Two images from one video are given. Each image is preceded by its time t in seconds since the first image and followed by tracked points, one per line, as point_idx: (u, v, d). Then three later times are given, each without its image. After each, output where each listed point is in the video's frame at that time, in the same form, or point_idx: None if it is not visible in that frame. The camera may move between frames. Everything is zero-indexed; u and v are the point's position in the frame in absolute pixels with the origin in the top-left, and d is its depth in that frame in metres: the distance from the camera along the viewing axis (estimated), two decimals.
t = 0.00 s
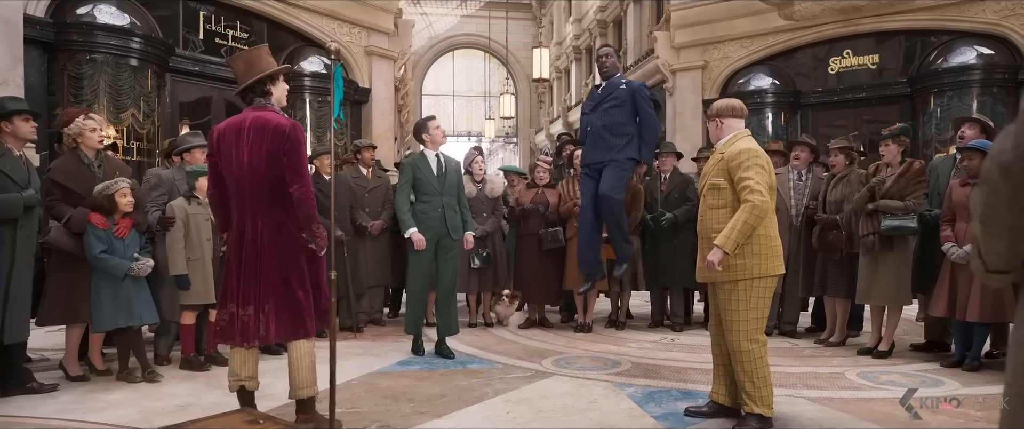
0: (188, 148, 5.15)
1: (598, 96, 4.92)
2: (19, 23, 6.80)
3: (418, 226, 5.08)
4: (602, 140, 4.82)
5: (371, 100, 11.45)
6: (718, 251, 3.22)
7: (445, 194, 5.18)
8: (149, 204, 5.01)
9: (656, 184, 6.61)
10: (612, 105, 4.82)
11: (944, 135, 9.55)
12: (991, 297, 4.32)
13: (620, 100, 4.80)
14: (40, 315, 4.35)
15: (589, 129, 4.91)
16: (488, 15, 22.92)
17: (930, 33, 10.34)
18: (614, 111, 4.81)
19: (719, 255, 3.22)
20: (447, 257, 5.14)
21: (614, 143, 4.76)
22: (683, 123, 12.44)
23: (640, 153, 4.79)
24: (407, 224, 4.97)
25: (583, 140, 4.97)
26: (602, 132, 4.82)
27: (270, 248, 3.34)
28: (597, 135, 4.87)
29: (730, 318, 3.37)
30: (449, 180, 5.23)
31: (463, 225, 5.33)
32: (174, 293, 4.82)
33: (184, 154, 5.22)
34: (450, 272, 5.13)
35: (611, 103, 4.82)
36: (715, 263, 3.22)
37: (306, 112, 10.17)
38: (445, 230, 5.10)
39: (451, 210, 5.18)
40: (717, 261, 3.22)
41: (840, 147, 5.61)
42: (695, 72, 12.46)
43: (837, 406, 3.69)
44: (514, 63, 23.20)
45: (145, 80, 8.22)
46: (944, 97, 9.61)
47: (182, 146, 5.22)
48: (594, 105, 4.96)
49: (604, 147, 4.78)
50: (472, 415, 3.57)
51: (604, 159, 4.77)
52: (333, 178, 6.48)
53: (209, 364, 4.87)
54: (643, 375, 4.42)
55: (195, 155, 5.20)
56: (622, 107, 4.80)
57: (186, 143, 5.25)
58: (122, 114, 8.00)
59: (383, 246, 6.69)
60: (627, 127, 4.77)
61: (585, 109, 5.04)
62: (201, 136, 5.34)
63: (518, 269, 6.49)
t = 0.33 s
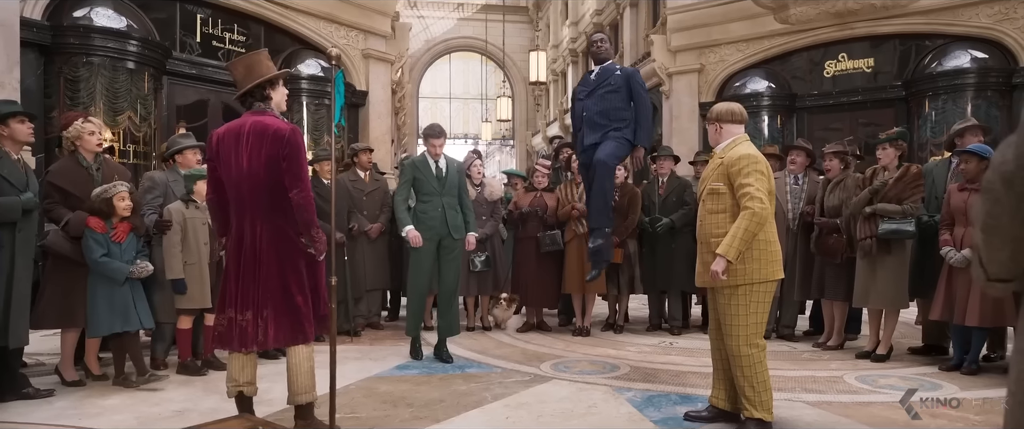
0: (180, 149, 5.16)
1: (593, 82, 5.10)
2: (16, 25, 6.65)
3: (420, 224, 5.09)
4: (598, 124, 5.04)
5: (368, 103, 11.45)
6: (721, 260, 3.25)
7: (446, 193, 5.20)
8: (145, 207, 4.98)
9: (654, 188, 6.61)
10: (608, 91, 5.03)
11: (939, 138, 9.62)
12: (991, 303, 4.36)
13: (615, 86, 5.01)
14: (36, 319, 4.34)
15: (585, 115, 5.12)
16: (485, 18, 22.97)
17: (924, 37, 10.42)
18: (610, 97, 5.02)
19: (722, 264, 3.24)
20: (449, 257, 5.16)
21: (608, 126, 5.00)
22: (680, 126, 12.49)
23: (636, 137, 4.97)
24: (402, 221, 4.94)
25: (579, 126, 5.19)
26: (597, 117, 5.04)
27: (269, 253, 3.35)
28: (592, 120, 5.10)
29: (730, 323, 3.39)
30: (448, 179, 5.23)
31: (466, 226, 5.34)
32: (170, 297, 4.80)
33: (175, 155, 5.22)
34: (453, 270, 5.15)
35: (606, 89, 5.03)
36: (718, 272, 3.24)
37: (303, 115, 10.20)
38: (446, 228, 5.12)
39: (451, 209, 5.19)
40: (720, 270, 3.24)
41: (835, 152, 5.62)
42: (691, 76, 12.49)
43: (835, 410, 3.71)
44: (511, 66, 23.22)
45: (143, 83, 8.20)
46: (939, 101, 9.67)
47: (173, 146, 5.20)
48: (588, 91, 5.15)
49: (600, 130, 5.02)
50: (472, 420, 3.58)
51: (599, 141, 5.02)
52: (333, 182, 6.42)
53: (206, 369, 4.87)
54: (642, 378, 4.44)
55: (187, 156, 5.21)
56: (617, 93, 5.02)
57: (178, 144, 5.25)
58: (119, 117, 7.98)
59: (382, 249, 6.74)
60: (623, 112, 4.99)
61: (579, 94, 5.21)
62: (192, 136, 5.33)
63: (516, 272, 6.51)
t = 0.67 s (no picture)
0: (169, 154, 5.09)
1: (589, 69, 5.15)
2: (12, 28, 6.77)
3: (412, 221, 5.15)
4: (594, 112, 5.07)
5: (365, 108, 11.45)
6: (718, 267, 3.28)
7: (443, 189, 5.24)
8: (140, 212, 4.87)
9: (651, 193, 6.61)
10: (603, 78, 5.08)
11: (934, 144, 9.66)
12: (989, 310, 4.38)
13: (611, 72, 5.06)
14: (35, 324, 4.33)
15: (579, 102, 5.15)
16: (482, 23, 23.00)
17: (919, 43, 10.49)
18: (605, 84, 5.07)
19: (719, 271, 3.27)
20: (449, 253, 5.20)
21: (608, 114, 5.02)
22: (677, 132, 12.53)
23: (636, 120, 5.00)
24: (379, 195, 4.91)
25: (573, 112, 5.19)
26: (594, 104, 5.07)
27: (268, 260, 3.35)
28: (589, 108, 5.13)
29: (729, 329, 3.40)
30: (445, 175, 5.23)
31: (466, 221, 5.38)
32: (167, 303, 4.77)
33: (166, 160, 5.16)
34: (455, 264, 5.19)
35: (601, 75, 5.08)
36: (716, 279, 3.27)
37: (300, 120, 10.20)
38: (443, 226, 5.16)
39: (447, 207, 5.24)
40: (718, 277, 3.27)
41: (831, 158, 5.68)
42: (688, 81, 12.53)
43: (834, 416, 3.72)
44: (508, 71, 23.28)
45: (139, 88, 8.17)
46: (934, 106, 9.71)
47: (162, 151, 5.12)
48: (584, 77, 5.19)
49: (599, 120, 5.04)
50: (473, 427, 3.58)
51: (601, 130, 5.04)
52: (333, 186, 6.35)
53: (203, 375, 4.85)
54: (641, 385, 4.44)
55: (176, 161, 5.14)
56: (612, 79, 5.06)
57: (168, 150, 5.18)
58: (115, 122, 7.96)
59: (380, 254, 6.71)
60: (617, 99, 5.02)
61: (575, 80, 5.24)
62: (181, 140, 5.24)
63: (513, 277, 6.49)
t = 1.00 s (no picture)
0: (159, 161, 5.05)
1: (584, 57, 5.17)
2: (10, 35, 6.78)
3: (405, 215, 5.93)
4: (588, 100, 5.12)
5: (362, 116, 11.44)
6: (718, 276, 3.29)
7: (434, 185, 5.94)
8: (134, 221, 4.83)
9: (649, 201, 6.62)
10: (598, 67, 5.13)
11: (929, 152, 9.71)
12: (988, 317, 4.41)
13: (606, 61, 5.10)
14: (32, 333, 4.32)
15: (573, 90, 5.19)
16: (478, 31, 23.08)
17: (913, 51, 10.55)
18: (599, 72, 5.13)
19: (719, 280, 3.29)
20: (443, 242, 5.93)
21: (602, 102, 5.09)
22: (673, 139, 12.59)
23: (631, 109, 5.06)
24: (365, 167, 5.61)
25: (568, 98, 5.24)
26: (587, 92, 5.12)
27: (268, 268, 3.34)
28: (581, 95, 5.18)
29: (729, 338, 3.41)
30: (437, 172, 5.93)
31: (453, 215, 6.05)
32: (164, 312, 4.75)
33: (155, 168, 5.12)
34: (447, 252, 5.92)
35: (596, 64, 5.12)
36: (716, 288, 3.28)
37: (297, 127, 10.20)
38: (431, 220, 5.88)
39: (437, 201, 5.92)
40: (717, 286, 3.28)
41: (827, 166, 5.68)
42: (683, 89, 12.59)
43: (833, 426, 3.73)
44: (504, 79, 23.33)
45: (136, 95, 8.16)
46: (928, 115, 9.77)
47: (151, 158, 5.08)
48: (577, 65, 5.22)
49: (593, 107, 5.09)
50: None
51: (594, 118, 5.10)
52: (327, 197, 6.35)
53: (200, 385, 4.83)
54: (639, 394, 4.44)
55: (166, 168, 5.09)
56: (606, 68, 5.12)
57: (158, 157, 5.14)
58: (111, 129, 7.93)
59: (377, 262, 6.72)
60: (612, 87, 5.10)
61: (569, 67, 5.26)
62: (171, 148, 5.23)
63: (511, 285, 6.50)
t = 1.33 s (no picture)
0: (149, 171, 4.98)
1: (579, 44, 5.62)
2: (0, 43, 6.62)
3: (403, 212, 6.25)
4: (584, 84, 5.56)
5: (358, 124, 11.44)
6: (718, 284, 3.32)
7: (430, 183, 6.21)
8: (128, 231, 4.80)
9: (646, 210, 6.62)
10: (592, 54, 5.57)
11: (923, 160, 9.77)
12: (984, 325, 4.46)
13: (601, 48, 5.54)
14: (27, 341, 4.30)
15: (570, 75, 5.63)
16: (475, 39, 23.19)
17: (907, 61, 10.63)
18: (594, 59, 5.56)
19: (719, 287, 3.31)
20: (439, 237, 6.20)
21: (597, 87, 5.52)
22: (669, 148, 12.64)
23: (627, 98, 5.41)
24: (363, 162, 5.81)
25: (564, 84, 5.68)
26: (583, 77, 5.56)
27: (264, 280, 3.34)
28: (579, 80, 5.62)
29: (728, 347, 3.41)
30: (433, 170, 6.20)
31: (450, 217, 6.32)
32: (161, 321, 4.71)
33: (146, 177, 5.03)
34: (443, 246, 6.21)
35: (591, 51, 5.56)
36: (716, 296, 3.30)
37: (293, 135, 10.18)
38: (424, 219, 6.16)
39: (432, 199, 6.20)
40: (717, 294, 3.31)
41: (824, 176, 5.69)
42: (679, 98, 12.64)
43: None
44: (500, 87, 23.37)
45: (132, 103, 8.14)
46: (922, 123, 9.84)
47: (140, 169, 5.01)
48: (573, 52, 5.66)
49: (588, 91, 5.53)
50: None
51: (590, 102, 5.53)
52: (325, 206, 6.35)
53: (197, 395, 4.80)
54: (638, 404, 4.44)
55: (157, 176, 5.05)
56: (601, 55, 5.55)
57: (145, 166, 5.03)
58: (108, 137, 7.93)
59: (374, 271, 6.72)
60: (607, 73, 5.53)
61: (565, 55, 5.71)
62: (157, 156, 5.14)
63: (509, 295, 6.50)
